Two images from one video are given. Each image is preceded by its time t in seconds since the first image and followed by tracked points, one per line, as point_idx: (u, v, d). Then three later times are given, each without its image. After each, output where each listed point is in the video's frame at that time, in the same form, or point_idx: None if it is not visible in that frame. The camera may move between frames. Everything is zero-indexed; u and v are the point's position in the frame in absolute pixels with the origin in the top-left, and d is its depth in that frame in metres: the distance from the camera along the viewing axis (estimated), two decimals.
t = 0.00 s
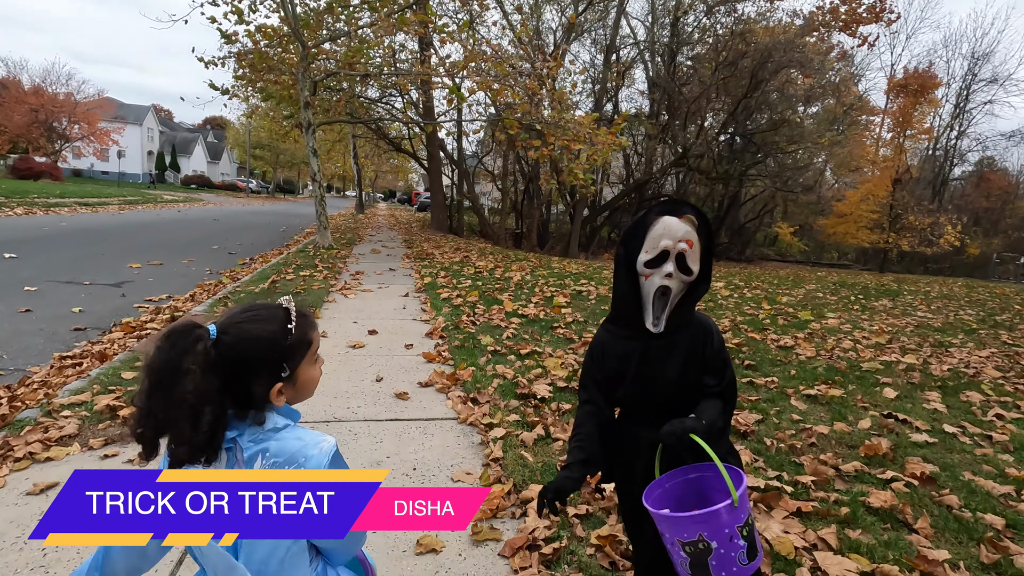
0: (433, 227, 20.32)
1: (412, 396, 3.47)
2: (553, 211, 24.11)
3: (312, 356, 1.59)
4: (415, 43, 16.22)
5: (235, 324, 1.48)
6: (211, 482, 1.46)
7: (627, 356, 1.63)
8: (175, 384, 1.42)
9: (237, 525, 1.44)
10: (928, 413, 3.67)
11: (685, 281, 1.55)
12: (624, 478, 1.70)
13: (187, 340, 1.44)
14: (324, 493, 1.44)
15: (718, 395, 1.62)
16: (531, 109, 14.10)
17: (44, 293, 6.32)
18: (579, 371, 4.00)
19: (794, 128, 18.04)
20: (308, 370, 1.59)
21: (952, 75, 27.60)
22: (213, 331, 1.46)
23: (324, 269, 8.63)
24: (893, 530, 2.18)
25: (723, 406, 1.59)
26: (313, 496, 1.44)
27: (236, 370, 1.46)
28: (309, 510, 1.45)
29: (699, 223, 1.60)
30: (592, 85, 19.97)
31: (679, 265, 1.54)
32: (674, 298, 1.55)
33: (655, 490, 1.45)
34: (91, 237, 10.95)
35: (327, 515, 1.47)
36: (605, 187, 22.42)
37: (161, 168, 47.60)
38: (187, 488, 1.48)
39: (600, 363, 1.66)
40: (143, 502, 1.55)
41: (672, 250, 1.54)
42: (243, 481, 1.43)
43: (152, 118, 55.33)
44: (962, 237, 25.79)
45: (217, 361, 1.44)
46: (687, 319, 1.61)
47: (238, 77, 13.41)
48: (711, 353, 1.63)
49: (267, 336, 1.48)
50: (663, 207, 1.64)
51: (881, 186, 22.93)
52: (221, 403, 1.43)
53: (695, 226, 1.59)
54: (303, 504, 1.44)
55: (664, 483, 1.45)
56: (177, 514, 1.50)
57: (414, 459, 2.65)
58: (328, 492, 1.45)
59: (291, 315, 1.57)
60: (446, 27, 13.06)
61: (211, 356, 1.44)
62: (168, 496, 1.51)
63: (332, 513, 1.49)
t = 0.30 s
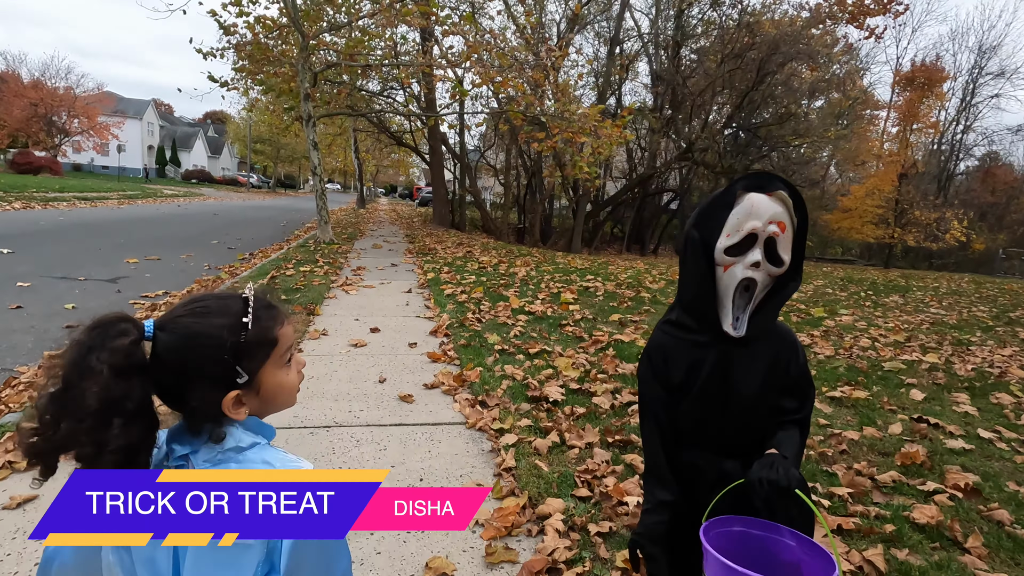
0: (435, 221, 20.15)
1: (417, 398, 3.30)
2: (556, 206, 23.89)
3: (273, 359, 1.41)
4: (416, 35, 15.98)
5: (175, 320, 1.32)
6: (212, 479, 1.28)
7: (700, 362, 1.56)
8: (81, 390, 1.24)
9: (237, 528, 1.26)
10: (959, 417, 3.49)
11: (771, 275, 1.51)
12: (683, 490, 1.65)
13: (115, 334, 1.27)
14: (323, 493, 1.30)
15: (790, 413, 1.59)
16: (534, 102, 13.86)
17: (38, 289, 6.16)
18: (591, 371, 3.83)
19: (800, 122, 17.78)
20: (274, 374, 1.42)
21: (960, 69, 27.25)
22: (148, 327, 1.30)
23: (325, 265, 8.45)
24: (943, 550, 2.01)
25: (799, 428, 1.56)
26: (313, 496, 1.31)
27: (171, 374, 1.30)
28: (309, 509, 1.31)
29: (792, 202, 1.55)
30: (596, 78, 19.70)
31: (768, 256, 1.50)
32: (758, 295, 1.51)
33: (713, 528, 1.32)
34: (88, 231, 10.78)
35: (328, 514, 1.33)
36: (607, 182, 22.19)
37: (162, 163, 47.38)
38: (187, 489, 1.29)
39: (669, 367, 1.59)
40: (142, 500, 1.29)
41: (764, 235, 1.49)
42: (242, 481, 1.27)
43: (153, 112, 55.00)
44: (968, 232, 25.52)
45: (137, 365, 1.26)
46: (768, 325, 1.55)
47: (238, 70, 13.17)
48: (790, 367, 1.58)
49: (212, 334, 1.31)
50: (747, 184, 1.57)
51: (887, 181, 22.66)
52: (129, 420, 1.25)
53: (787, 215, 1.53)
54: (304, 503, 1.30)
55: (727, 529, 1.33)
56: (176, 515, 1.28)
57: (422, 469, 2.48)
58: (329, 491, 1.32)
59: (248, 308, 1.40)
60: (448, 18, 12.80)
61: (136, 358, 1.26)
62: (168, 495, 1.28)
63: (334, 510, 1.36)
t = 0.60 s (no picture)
0: (435, 218, 20.03)
1: (425, 401, 3.20)
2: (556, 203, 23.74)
3: (333, 371, 1.35)
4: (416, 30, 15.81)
5: (230, 325, 1.29)
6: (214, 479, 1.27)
7: (753, 372, 1.50)
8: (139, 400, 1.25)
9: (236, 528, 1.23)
10: (981, 422, 3.40)
11: (819, 266, 1.39)
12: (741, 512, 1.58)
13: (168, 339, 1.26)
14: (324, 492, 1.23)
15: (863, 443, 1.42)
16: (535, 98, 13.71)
17: (33, 285, 6.04)
18: (602, 373, 3.74)
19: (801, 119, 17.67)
20: (333, 390, 1.36)
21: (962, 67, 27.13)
22: (200, 332, 1.28)
23: (325, 262, 8.34)
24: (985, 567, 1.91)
25: (865, 463, 1.39)
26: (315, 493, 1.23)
27: (220, 386, 1.26)
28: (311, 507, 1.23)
29: (833, 185, 1.45)
30: (596, 73, 19.56)
31: (806, 246, 1.40)
32: (806, 290, 1.39)
33: None
34: (83, 226, 10.62)
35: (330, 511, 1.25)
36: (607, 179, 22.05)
37: (159, 158, 47.09)
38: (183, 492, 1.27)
39: (723, 376, 1.56)
40: (142, 500, 1.29)
41: (791, 224, 1.40)
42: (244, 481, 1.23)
43: (150, 107, 54.66)
44: (969, 231, 25.44)
45: (193, 375, 1.25)
46: (829, 336, 1.42)
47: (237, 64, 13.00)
48: (861, 391, 1.42)
49: (267, 340, 1.26)
50: (774, 175, 1.52)
51: (888, 179, 22.58)
52: (195, 433, 1.25)
53: (830, 203, 1.43)
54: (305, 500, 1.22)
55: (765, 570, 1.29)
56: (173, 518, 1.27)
57: (433, 477, 2.38)
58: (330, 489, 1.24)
59: (308, 313, 1.35)
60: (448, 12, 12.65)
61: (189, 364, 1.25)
62: (166, 496, 1.28)
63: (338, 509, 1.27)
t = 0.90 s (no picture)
0: (435, 215, 19.94)
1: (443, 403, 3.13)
2: (554, 201, 23.63)
3: (390, 381, 1.24)
4: (416, 25, 15.66)
5: (290, 315, 1.22)
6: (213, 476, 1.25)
7: (815, 363, 1.52)
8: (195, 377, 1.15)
9: (238, 527, 1.23)
10: (1005, 424, 3.36)
11: (882, 264, 1.43)
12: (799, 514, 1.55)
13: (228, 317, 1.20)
14: (323, 494, 1.18)
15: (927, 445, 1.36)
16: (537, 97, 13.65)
17: (32, 282, 5.92)
18: (621, 373, 3.68)
19: (801, 117, 17.64)
20: (387, 402, 1.24)
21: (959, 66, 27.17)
22: (263, 318, 1.22)
23: (328, 258, 8.24)
24: None
25: (921, 462, 1.34)
26: (312, 495, 1.19)
27: (280, 372, 1.18)
28: (308, 509, 1.18)
29: (903, 188, 1.49)
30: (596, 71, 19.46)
31: (872, 244, 1.44)
32: (867, 286, 1.43)
33: (766, 551, 1.35)
34: (80, 222, 10.44)
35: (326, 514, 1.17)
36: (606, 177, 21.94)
37: (153, 152, 46.62)
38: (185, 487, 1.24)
39: (783, 372, 1.60)
40: (143, 499, 1.28)
41: (856, 222, 1.45)
42: (243, 480, 1.20)
43: (144, 101, 54.14)
44: (965, 230, 25.50)
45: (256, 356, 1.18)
46: (889, 331, 1.42)
47: (235, 58, 12.79)
48: (920, 390, 1.38)
49: (327, 339, 1.18)
50: (845, 177, 1.58)
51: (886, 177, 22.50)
52: (255, 418, 1.16)
53: (897, 204, 1.46)
54: (305, 503, 1.19)
55: (801, 551, 1.34)
56: (176, 514, 1.25)
57: (458, 483, 2.30)
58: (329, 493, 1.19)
59: (372, 313, 1.26)
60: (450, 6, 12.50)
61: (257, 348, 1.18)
62: (170, 494, 1.26)
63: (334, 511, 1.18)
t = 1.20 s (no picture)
0: (431, 212, 19.79)
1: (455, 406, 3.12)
2: (550, 198, 23.51)
3: (368, 403, 1.12)
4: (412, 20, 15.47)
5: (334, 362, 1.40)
6: (214, 478, 1.25)
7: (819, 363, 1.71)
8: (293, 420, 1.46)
9: (237, 526, 1.22)
10: (1014, 426, 3.37)
11: (865, 277, 1.60)
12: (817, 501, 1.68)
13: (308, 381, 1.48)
14: (324, 494, 1.16)
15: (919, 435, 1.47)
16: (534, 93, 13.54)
17: (26, 281, 5.80)
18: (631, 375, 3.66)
19: (797, 116, 17.65)
20: (372, 426, 1.11)
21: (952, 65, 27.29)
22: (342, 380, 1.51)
23: (327, 257, 8.16)
24: None
25: (915, 450, 1.45)
26: (312, 495, 1.18)
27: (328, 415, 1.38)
28: (309, 507, 1.18)
29: (883, 207, 1.64)
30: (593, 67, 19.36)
31: (854, 259, 1.62)
32: (851, 296, 1.62)
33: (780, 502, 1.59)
34: (72, 219, 10.23)
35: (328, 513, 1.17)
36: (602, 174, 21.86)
37: (142, 147, 45.94)
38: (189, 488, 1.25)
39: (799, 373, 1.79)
40: (143, 500, 1.29)
41: (842, 241, 1.65)
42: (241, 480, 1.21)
43: (133, 95, 53.36)
44: (957, 228, 25.67)
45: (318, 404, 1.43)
46: (877, 331, 1.58)
47: (228, 52, 12.60)
48: (907, 384, 1.51)
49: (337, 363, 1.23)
50: (846, 200, 1.75)
51: (879, 175, 22.59)
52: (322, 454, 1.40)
53: (880, 223, 1.62)
54: (306, 502, 1.19)
55: (787, 506, 1.56)
56: (176, 514, 1.25)
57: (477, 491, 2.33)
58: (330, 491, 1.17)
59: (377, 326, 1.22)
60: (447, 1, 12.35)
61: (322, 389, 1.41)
62: (170, 494, 1.27)
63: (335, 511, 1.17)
